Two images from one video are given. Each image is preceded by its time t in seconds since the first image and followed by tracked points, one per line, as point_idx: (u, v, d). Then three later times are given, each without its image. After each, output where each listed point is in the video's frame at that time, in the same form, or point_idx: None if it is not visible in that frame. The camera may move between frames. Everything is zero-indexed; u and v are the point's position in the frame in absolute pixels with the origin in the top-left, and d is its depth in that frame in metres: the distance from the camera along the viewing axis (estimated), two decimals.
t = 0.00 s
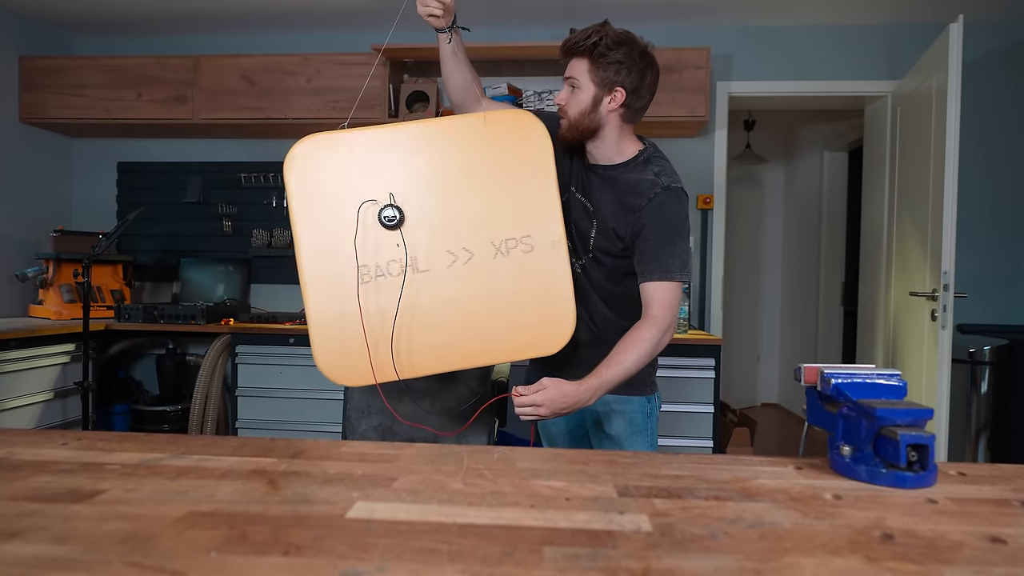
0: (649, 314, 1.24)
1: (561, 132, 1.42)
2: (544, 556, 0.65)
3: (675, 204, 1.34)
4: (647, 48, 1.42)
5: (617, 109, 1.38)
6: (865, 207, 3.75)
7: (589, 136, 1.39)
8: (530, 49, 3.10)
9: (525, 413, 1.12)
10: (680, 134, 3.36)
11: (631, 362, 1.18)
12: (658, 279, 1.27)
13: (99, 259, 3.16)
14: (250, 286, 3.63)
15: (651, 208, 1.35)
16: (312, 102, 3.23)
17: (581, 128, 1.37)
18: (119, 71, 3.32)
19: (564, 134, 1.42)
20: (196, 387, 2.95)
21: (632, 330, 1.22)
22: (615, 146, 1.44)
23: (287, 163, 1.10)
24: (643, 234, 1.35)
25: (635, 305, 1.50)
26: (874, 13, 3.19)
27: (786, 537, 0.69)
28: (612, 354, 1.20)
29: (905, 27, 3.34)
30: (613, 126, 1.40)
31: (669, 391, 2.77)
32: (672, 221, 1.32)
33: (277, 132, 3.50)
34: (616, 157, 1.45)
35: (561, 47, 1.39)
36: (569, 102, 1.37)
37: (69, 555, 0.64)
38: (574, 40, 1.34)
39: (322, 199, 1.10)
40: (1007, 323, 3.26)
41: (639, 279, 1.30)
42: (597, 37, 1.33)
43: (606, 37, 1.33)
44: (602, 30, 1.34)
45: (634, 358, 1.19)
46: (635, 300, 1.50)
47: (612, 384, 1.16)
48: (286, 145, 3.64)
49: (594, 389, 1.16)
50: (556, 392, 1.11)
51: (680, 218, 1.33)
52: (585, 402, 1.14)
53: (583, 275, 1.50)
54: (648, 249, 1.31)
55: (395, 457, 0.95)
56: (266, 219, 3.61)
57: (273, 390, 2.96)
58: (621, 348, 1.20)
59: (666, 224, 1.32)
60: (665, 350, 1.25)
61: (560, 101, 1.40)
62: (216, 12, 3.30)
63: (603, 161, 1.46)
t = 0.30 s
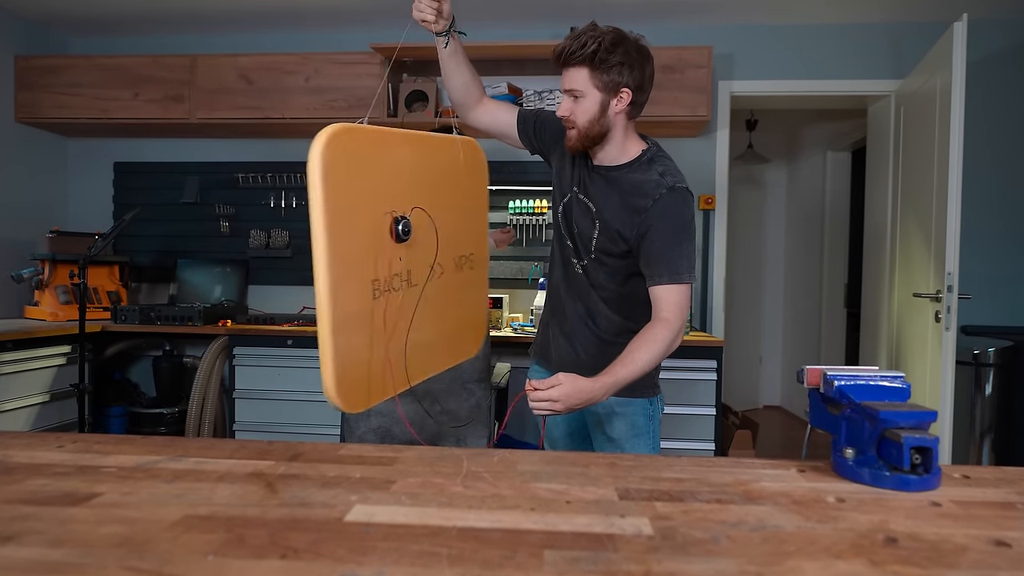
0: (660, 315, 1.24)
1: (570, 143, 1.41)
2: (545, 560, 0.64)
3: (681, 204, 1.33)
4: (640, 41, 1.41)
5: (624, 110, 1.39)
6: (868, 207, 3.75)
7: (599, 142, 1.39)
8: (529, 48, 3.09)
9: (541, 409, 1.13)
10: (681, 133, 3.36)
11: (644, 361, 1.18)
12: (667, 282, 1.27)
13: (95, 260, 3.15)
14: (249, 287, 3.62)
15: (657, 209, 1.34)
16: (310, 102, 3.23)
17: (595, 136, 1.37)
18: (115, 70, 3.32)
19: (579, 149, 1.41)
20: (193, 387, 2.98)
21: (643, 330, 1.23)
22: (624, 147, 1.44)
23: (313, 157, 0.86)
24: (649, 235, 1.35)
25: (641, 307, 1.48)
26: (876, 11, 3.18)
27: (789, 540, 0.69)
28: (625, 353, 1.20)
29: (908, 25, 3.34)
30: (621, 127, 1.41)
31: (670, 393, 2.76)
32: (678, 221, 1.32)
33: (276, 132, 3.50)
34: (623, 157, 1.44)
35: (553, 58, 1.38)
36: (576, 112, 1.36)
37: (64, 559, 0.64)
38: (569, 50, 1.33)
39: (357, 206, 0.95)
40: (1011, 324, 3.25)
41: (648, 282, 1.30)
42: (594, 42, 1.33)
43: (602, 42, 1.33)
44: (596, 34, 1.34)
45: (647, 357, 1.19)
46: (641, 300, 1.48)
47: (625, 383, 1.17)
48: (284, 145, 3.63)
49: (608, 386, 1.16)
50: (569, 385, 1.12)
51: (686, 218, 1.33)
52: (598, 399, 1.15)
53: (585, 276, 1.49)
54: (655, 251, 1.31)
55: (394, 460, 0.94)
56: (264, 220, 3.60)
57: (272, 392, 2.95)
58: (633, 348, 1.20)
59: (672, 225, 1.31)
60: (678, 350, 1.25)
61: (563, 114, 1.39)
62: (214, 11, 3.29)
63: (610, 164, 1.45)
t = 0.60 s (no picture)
0: (674, 317, 1.31)
1: (570, 142, 1.40)
2: (545, 564, 0.63)
3: (691, 208, 1.36)
4: (644, 42, 1.41)
5: (625, 112, 1.39)
6: (871, 208, 3.74)
7: (600, 143, 1.39)
8: (530, 47, 3.09)
9: (556, 393, 1.20)
10: (683, 133, 3.36)
11: (658, 357, 1.25)
12: (680, 287, 1.32)
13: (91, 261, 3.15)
14: (246, 288, 3.62)
15: (668, 213, 1.36)
16: (308, 101, 3.22)
17: (595, 137, 1.37)
18: (112, 69, 3.31)
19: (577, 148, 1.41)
20: (190, 391, 2.96)
21: (658, 330, 1.29)
22: (625, 148, 1.44)
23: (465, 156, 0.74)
24: (660, 237, 1.37)
25: (645, 308, 1.47)
26: (879, 9, 3.18)
27: (791, 544, 0.68)
28: (640, 348, 1.26)
29: (909, 25, 3.34)
30: (622, 128, 1.41)
31: (672, 395, 2.75)
32: (689, 225, 1.35)
33: (275, 132, 3.49)
34: (625, 158, 1.44)
35: (557, 55, 1.37)
36: (577, 112, 1.35)
37: (60, 562, 0.63)
38: (572, 49, 1.32)
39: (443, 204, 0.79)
40: (1015, 325, 3.24)
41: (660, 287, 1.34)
42: (599, 42, 1.31)
43: (607, 42, 1.32)
44: (601, 34, 1.33)
45: (660, 353, 1.26)
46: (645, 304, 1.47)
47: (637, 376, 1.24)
48: (282, 145, 3.63)
49: (621, 377, 1.22)
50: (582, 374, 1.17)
51: (696, 221, 1.36)
52: (611, 388, 1.21)
53: (589, 277, 1.48)
54: (667, 256, 1.34)
55: (393, 463, 0.93)
56: (263, 220, 3.60)
57: (271, 394, 2.95)
58: (648, 344, 1.26)
59: (684, 229, 1.34)
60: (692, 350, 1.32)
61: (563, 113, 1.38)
62: (212, 9, 3.29)
63: (613, 163, 1.45)
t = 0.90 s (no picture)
0: (683, 310, 1.37)
1: (570, 140, 1.39)
2: (545, 568, 0.63)
3: (700, 208, 1.37)
4: (652, 44, 1.41)
5: (627, 113, 1.38)
6: (873, 208, 3.74)
7: (600, 143, 1.39)
8: (530, 46, 3.08)
9: (563, 371, 1.24)
10: (684, 133, 3.36)
11: (665, 346, 1.33)
12: (689, 286, 1.36)
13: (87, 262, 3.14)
14: (244, 289, 3.61)
15: (677, 214, 1.37)
16: (307, 101, 3.22)
17: (593, 137, 1.37)
18: (109, 68, 3.31)
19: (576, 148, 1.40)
20: (187, 395, 2.88)
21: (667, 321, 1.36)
22: (627, 149, 1.43)
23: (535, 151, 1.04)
24: (669, 238, 1.39)
25: (648, 308, 1.48)
26: (881, 8, 3.18)
27: (794, 547, 0.68)
28: (649, 336, 1.34)
29: (912, 24, 3.34)
30: (623, 129, 1.40)
31: (673, 396, 2.75)
32: (698, 226, 1.36)
33: (274, 132, 3.48)
34: (627, 159, 1.44)
35: (562, 52, 1.37)
36: (578, 111, 1.35)
37: (56, 566, 0.62)
38: (575, 47, 1.32)
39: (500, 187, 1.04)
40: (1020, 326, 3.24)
41: (670, 286, 1.38)
42: (604, 42, 1.31)
43: (612, 42, 1.32)
44: (606, 33, 1.32)
45: (668, 343, 1.33)
46: (649, 304, 1.48)
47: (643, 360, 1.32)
48: (281, 145, 3.63)
49: (626, 360, 1.29)
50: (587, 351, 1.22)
51: (704, 222, 1.37)
52: (617, 370, 1.28)
53: (591, 278, 1.47)
54: (676, 257, 1.37)
55: (392, 465, 0.93)
56: (260, 221, 3.59)
57: (270, 397, 2.95)
58: (657, 333, 1.34)
59: (692, 230, 1.36)
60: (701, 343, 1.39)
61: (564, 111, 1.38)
62: (210, 8, 3.29)
63: (616, 163, 1.45)
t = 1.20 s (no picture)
0: (690, 309, 1.36)
1: (575, 141, 1.39)
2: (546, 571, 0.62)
3: (706, 211, 1.36)
4: (664, 47, 1.41)
5: (636, 117, 1.37)
6: (876, 209, 3.74)
7: (607, 145, 1.38)
8: (531, 45, 3.08)
9: (561, 351, 1.31)
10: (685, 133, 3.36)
11: (664, 334, 1.35)
12: (695, 289, 1.36)
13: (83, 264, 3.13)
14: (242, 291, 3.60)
15: (683, 217, 1.36)
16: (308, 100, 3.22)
17: (600, 139, 1.36)
18: (106, 68, 3.31)
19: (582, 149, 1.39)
20: (186, 393, 2.91)
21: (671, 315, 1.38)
22: (634, 151, 1.42)
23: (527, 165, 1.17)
24: (674, 241, 1.38)
25: (649, 310, 1.47)
26: (883, 6, 3.18)
27: (796, 551, 0.67)
28: (649, 328, 1.37)
29: (913, 24, 3.34)
30: (631, 132, 1.39)
31: (674, 398, 2.74)
32: (703, 229, 1.36)
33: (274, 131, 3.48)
34: (633, 161, 1.43)
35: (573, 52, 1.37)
36: (585, 112, 1.35)
37: (51, 570, 0.62)
38: (586, 48, 1.32)
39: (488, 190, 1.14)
40: None
41: (676, 288, 1.38)
42: (614, 45, 1.31)
43: (622, 45, 1.32)
44: (616, 35, 1.32)
45: (668, 334, 1.35)
46: (649, 307, 1.47)
47: (641, 344, 1.36)
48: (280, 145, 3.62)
49: (623, 342, 1.34)
50: (581, 323, 1.31)
51: (710, 225, 1.36)
52: (614, 351, 1.34)
53: (593, 279, 1.47)
54: (682, 259, 1.37)
55: (391, 468, 0.92)
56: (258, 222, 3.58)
57: (268, 399, 2.94)
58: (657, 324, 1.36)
59: (698, 234, 1.35)
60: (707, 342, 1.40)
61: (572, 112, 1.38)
62: (209, 7, 3.29)
63: (621, 165, 1.44)
